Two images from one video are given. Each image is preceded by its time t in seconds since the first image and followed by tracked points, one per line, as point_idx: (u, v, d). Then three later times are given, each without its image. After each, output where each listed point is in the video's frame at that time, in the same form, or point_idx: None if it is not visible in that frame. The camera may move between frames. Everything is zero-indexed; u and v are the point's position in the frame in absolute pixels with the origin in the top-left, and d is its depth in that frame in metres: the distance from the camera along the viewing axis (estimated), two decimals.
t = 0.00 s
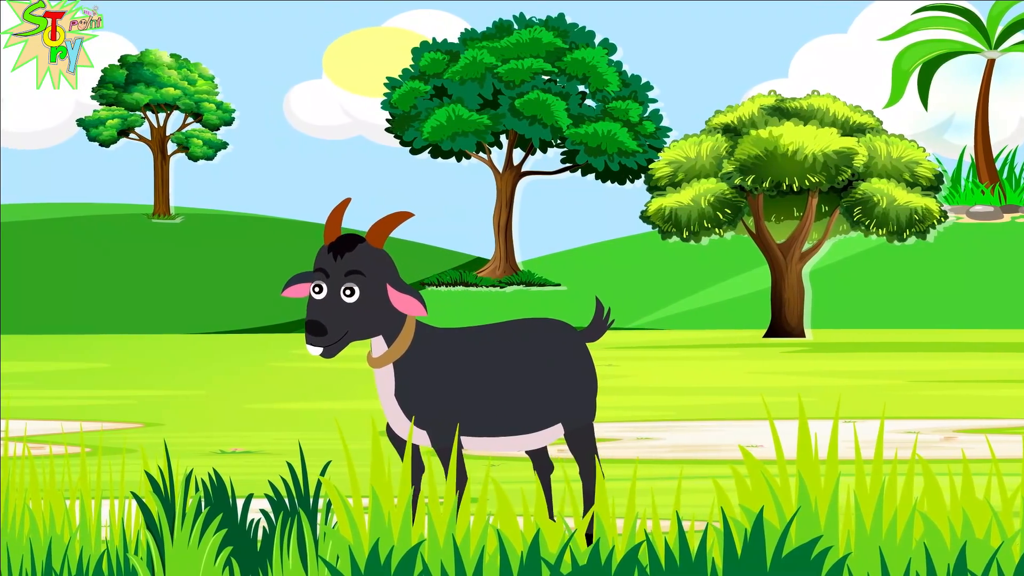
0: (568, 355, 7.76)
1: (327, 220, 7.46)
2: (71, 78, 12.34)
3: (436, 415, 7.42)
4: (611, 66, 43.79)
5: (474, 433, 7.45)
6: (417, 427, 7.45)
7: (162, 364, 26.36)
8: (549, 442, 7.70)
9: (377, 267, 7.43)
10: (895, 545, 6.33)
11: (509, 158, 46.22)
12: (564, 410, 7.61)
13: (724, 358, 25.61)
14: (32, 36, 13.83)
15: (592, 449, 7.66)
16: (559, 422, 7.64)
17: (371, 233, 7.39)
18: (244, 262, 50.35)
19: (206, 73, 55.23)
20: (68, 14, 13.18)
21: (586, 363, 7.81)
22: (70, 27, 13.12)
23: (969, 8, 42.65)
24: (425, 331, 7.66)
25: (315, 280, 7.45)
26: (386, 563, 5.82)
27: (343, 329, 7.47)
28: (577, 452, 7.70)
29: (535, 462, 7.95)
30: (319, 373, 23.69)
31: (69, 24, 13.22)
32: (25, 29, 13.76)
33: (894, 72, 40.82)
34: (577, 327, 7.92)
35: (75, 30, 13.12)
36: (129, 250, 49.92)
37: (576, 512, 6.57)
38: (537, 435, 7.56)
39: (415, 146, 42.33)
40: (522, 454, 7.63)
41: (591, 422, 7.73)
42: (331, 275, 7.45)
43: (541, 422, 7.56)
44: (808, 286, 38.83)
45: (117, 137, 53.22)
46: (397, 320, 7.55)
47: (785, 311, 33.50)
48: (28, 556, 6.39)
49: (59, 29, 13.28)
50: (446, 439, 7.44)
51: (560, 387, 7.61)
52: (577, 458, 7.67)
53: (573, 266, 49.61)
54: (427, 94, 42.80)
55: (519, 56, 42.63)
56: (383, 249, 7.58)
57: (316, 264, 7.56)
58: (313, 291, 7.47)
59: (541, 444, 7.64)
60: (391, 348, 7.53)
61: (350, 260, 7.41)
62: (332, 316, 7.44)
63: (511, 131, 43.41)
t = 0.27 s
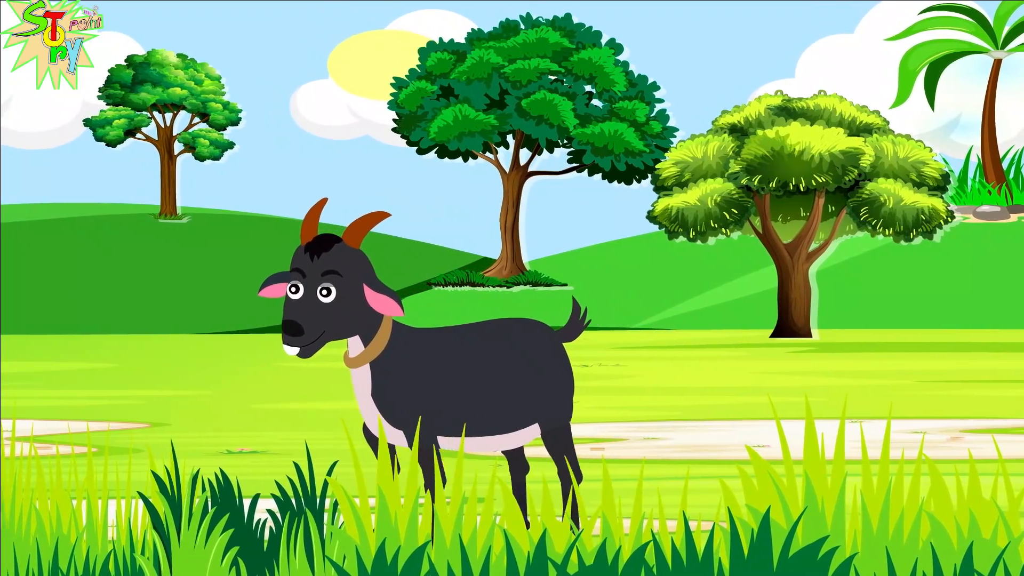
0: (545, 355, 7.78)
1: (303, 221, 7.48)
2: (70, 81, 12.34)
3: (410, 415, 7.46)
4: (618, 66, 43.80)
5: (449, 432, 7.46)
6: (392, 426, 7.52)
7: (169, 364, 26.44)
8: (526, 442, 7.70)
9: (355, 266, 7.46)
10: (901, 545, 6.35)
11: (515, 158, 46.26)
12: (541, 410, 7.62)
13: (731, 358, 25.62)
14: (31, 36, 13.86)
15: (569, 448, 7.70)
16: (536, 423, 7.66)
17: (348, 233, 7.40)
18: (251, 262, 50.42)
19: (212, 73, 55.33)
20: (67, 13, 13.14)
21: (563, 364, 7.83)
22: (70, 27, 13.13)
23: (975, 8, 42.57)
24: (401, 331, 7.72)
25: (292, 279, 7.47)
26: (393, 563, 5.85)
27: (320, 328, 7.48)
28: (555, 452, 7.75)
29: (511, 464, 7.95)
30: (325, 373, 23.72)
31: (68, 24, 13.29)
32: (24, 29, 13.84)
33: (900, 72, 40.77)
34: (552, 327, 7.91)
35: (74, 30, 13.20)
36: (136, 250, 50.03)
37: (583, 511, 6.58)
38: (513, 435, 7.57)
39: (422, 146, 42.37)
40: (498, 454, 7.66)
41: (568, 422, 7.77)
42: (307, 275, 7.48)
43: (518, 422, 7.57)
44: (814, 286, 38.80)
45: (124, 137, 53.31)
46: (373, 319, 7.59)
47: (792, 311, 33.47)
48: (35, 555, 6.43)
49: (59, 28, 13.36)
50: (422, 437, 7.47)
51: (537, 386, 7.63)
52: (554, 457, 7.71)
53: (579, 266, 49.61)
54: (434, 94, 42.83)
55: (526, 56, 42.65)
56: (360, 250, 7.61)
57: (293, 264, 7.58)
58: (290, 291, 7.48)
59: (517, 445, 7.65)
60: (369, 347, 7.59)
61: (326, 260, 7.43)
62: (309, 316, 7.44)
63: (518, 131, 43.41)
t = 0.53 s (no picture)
0: (522, 357, 8.03)
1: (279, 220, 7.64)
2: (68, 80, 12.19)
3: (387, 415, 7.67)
4: (625, 66, 43.82)
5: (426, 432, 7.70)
6: (369, 427, 7.69)
7: (178, 364, 26.49)
8: (502, 442, 7.97)
9: (331, 267, 7.64)
10: (908, 545, 6.35)
11: (522, 158, 46.30)
12: (518, 411, 7.88)
13: (738, 358, 25.62)
14: (32, 36, 13.86)
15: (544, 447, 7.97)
16: (513, 423, 7.92)
17: (325, 234, 7.59)
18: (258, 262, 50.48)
19: (220, 73, 55.44)
20: (69, 13, 13.22)
21: (540, 364, 8.09)
22: (70, 27, 13.10)
23: (982, 8, 42.52)
24: (379, 332, 7.91)
25: (269, 280, 7.63)
26: (400, 563, 5.87)
27: (296, 329, 7.65)
28: (531, 451, 8.00)
29: (487, 461, 8.21)
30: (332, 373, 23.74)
31: (68, 23, 13.33)
32: (24, 28, 13.90)
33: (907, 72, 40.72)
34: (528, 328, 8.18)
35: (75, 29, 13.10)
36: (144, 250, 50.14)
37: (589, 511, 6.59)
38: (491, 435, 7.84)
39: (429, 146, 42.42)
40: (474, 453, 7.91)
41: (544, 422, 8.03)
42: (284, 275, 7.64)
43: (495, 422, 7.83)
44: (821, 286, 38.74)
45: (131, 137, 53.42)
46: (349, 319, 7.77)
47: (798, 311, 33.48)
48: (41, 556, 6.46)
49: (60, 28, 13.29)
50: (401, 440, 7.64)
51: (514, 388, 7.89)
52: (530, 457, 7.97)
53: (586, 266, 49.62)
54: (441, 94, 42.89)
55: (533, 56, 42.67)
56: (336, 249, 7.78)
57: (270, 263, 7.74)
58: (267, 291, 7.64)
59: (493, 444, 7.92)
60: (345, 347, 7.78)
61: (302, 260, 7.60)
62: (285, 316, 7.62)
63: (525, 131, 43.44)
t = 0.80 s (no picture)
0: (500, 358, 8.14)
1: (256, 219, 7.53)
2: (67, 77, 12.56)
3: (364, 415, 7.57)
4: (631, 66, 43.82)
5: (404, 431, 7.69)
6: (345, 426, 7.58)
7: (184, 364, 26.49)
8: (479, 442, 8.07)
9: (308, 265, 7.53)
10: (915, 545, 6.37)
11: (529, 157, 46.32)
12: (496, 411, 7.99)
13: (745, 358, 25.59)
14: (30, 35, 14.13)
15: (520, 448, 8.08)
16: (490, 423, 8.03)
17: (301, 232, 7.48)
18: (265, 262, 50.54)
19: (226, 73, 55.53)
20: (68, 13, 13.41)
21: (517, 366, 8.21)
22: (71, 27, 13.32)
23: (989, 7, 42.45)
24: (357, 331, 7.85)
25: (245, 278, 7.54)
26: (407, 563, 5.90)
27: (273, 328, 7.55)
28: (507, 450, 8.10)
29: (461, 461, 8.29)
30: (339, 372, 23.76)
31: (68, 23, 13.43)
32: (25, 29, 13.98)
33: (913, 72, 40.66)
34: (506, 329, 8.32)
35: (75, 29, 13.31)
36: (153, 250, 50.26)
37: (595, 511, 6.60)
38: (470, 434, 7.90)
39: (435, 146, 42.44)
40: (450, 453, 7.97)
41: (520, 422, 8.15)
42: (261, 274, 7.54)
43: (473, 421, 7.92)
44: (827, 285, 38.70)
45: (137, 137, 53.50)
46: (327, 318, 7.67)
47: (805, 311, 33.43)
48: (48, 556, 6.47)
49: (60, 28, 13.37)
50: (379, 437, 7.56)
51: (493, 389, 7.99)
52: (507, 456, 8.07)
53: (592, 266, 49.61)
54: (447, 94, 42.92)
55: (539, 56, 42.69)
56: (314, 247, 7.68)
57: (246, 261, 7.63)
58: (243, 290, 7.56)
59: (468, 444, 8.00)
60: (322, 347, 7.69)
61: (279, 259, 7.49)
62: (262, 315, 7.53)
63: (531, 131, 43.45)
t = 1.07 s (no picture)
0: (476, 357, 8.11)
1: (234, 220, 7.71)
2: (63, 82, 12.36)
3: (338, 416, 7.69)
4: (638, 66, 43.83)
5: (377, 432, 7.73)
6: (321, 427, 7.71)
7: (191, 364, 26.56)
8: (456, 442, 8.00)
9: (285, 265, 7.67)
10: (922, 546, 6.37)
11: (535, 158, 46.35)
12: (472, 410, 7.95)
13: (752, 358, 25.59)
14: (32, 35, 14.00)
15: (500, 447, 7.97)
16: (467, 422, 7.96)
17: (278, 231, 7.68)
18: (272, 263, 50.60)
19: (233, 73, 55.61)
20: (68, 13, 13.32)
21: (494, 365, 8.16)
22: (69, 27, 13.28)
23: (996, 7, 42.38)
24: (334, 333, 7.97)
25: (222, 278, 7.65)
26: (414, 563, 5.92)
27: (250, 327, 7.65)
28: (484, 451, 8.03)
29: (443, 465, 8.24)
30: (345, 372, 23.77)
31: (67, 24, 13.36)
32: (25, 29, 13.87)
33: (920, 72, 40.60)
34: (483, 329, 8.29)
35: (74, 30, 13.19)
36: (160, 250, 50.35)
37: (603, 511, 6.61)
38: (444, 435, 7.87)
39: (442, 146, 42.48)
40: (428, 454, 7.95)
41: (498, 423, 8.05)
42: (237, 274, 7.67)
43: (446, 420, 7.89)
44: (834, 285, 38.65)
45: (144, 136, 53.56)
46: (303, 319, 7.80)
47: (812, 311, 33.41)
48: (54, 557, 6.48)
49: (59, 29, 13.32)
50: (353, 438, 7.68)
51: (468, 388, 7.97)
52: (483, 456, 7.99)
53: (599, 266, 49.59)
54: (454, 94, 42.94)
55: (546, 56, 42.70)
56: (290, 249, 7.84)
57: (223, 262, 7.77)
58: (220, 290, 7.66)
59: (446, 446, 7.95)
60: (298, 348, 7.82)
61: (256, 259, 7.63)
62: (239, 314, 7.63)
63: (538, 131, 43.46)
